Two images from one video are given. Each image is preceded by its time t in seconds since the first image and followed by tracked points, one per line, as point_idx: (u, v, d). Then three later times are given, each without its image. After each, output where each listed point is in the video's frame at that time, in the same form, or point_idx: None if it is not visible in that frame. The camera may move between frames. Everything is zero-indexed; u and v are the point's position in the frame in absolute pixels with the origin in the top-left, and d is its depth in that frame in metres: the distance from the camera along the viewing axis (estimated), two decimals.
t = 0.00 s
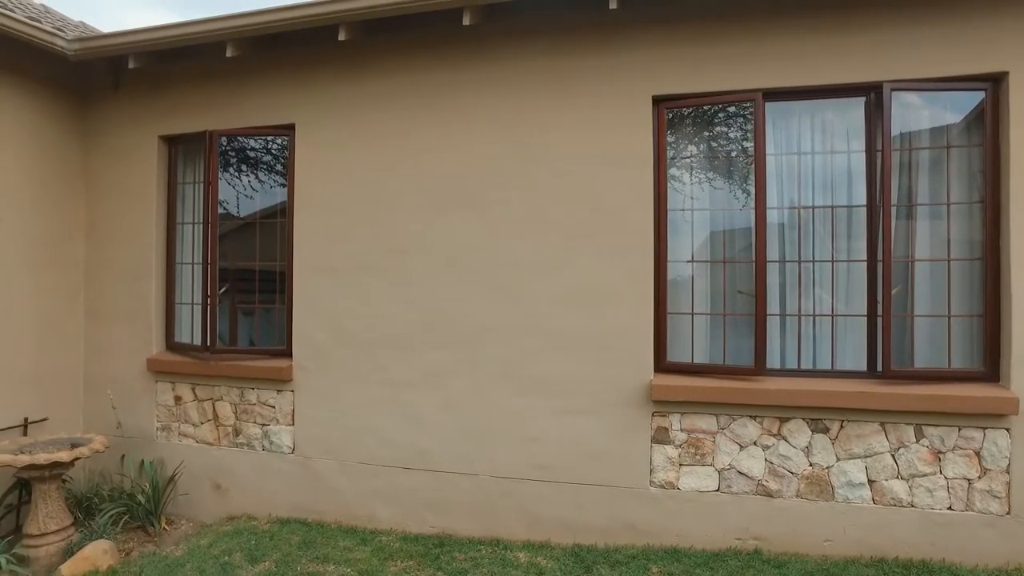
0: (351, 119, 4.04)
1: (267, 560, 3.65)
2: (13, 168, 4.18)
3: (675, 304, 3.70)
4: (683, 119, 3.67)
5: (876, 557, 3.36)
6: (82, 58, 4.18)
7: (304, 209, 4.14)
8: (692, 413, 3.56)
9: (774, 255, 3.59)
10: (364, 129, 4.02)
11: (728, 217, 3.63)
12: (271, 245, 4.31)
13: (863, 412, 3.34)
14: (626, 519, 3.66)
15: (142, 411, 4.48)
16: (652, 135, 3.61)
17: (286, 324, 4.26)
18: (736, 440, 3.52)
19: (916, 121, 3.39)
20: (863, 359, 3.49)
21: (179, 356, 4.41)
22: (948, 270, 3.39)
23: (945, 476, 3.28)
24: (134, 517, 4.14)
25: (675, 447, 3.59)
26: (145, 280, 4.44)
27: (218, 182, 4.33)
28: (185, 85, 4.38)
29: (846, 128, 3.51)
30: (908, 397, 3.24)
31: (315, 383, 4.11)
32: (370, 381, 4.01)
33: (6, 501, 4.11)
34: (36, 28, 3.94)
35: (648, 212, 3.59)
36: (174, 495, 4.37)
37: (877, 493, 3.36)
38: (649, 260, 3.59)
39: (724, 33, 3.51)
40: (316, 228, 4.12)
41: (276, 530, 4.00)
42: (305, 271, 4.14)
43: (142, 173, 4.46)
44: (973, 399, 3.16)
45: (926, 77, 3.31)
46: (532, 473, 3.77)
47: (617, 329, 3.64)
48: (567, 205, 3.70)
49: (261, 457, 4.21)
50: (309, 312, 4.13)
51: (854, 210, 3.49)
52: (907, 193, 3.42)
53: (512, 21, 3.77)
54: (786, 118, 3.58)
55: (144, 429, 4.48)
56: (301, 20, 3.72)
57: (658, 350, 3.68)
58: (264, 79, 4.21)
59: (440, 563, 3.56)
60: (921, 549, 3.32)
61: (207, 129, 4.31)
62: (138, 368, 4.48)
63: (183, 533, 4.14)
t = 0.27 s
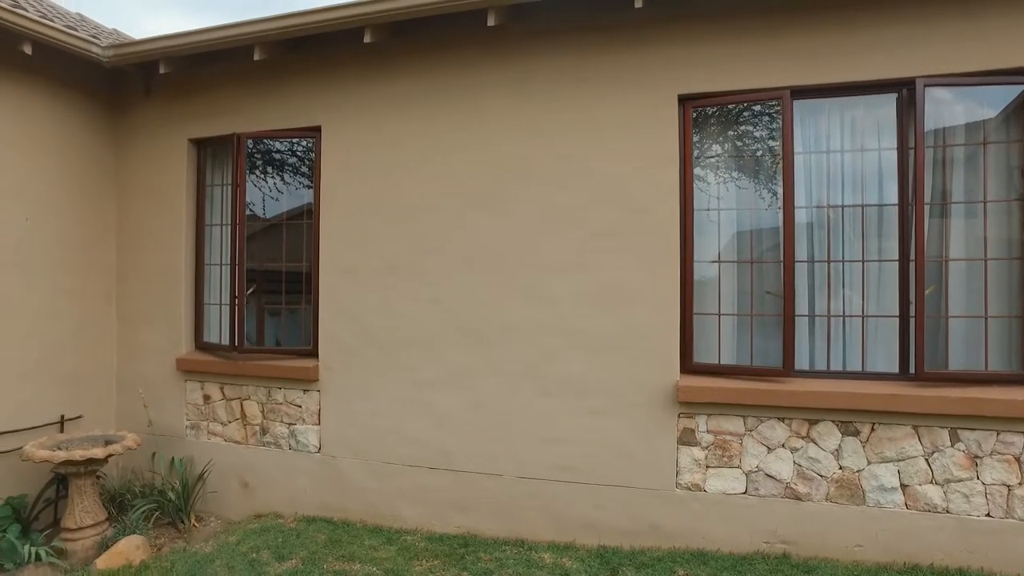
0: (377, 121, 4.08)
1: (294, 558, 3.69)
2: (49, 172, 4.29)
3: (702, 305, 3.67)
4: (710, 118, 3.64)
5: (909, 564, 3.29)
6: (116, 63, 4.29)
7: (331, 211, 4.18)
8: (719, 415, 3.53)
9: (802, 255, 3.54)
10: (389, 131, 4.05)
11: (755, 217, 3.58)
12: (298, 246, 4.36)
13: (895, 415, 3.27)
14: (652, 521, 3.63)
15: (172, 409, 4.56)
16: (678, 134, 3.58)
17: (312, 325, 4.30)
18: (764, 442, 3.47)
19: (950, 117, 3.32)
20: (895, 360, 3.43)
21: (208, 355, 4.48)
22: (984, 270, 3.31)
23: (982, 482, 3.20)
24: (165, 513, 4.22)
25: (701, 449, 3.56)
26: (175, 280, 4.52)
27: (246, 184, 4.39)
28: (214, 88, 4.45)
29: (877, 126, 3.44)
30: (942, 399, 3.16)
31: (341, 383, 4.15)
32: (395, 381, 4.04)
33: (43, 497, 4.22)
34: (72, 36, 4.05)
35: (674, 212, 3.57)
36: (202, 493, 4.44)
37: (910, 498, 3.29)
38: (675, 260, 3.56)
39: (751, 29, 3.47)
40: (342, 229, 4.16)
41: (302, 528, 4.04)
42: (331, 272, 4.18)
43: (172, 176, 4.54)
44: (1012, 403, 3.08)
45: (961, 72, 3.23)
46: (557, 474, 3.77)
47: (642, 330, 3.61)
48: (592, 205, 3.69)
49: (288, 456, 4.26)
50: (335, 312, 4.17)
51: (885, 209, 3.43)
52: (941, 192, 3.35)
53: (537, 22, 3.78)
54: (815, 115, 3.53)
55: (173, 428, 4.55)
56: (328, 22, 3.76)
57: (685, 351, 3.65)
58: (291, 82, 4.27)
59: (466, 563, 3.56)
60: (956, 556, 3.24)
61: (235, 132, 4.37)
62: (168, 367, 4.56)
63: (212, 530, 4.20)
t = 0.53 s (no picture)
0: (405, 122, 4.10)
1: (323, 556, 3.72)
2: (86, 176, 4.40)
3: (732, 306, 3.62)
4: (739, 116, 3.59)
5: (948, 572, 3.20)
6: (151, 69, 4.38)
7: (359, 212, 4.22)
8: (749, 417, 3.48)
9: (835, 255, 3.47)
10: (417, 132, 4.08)
11: (786, 216, 3.53)
12: (326, 247, 4.40)
13: (933, 418, 3.18)
14: (681, 524, 3.59)
15: (204, 408, 4.64)
16: (708, 133, 3.54)
17: (340, 325, 4.34)
18: (795, 445, 3.41)
19: (991, 112, 3.21)
20: (932, 363, 3.34)
21: (238, 355, 4.55)
22: None
23: None
24: (197, 509, 4.30)
25: (731, 451, 3.51)
26: (206, 281, 4.60)
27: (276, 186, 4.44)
28: (244, 92, 4.52)
29: (913, 122, 3.36)
30: (983, 403, 3.06)
31: (369, 383, 4.18)
32: (423, 382, 4.06)
33: (81, 492, 4.32)
34: (109, 43, 4.15)
35: (704, 212, 3.53)
36: (233, 491, 4.51)
37: (948, 504, 3.20)
38: (704, 260, 3.52)
39: (783, 26, 3.41)
40: (370, 230, 4.19)
41: (331, 527, 4.08)
42: (360, 273, 4.22)
43: (203, 178, 4.62)
44: None
45: (1002, 66, 3.12)
46: (585, 475, 3.75)
47: (671, 331, 3.58)
48: (621, 205, 3.67)
49: (317, 455, 4.30)
50: (363, 312, 4.20)
51: (922, 207, 3.34)
52: (980, 189, 3.25)
53: (565, 21, 3.77)
54: (848, 112, 3.46)
55: (205, 426, 4.63)
56: (357, 25, 3.79)
57: (714, 352, 3.60)
58: (320, 85, 4.31)
59: (493, 563, 3.56)
60: (998, 566, 3.14)
61: (265, 135, 4.43)
62: (200, 367, 4.64)
63: (243, 527, 4.26)
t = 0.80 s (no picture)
0: (433, 124, 4.13)
1: (353, 554, 3.76)
2: (123, 179, 4.50)
3: (764, 306, 3.57)
4: (771, 114, 3.54)
5: None
6: (186, 74, 4.47)
7: (388, 213, 4.26)
8: (781, 419, 3.42)
9: (870, 255, 3.39)
10: (445, 133, 4.10)
11: (820, 215, 3.46)
12: (355, 248, 4.44)
13: (974, 423, 3.07)
14: (712, 527, 3.54)
15: (236, 407, 4.71)
16: (739, 131, 3.50)
17: (370, 326, 4.38)
18: (829, 449, 3.34)
19: None
20: (973, 365, 3.23)
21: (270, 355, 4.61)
22: None
23: None
24: (229, 506, 4.37)
25: (764, 454, 3.45)
26: (238, 282, 4.67)
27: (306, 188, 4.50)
28: (275, 95, 4.59)
29: (953, 117, 3.25)
30: None
31: (398, 382, 4.21)
32: (452, 382, 4.08)
33: (119, 488, 4.44)
34: (146, 50, 4.24)
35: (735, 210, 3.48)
36: (264, 488, 4.57)
37: (992, 512, 3.08)
38: (735, 260, 3.48)
39: (818, 21, 3.35)
40: (399, 231, 4.22)
41: (361, 525, 4.11)
42: (389, 273, 4.25)
43: (235, 181, 4.69)
44: None
45: None
46: (614, 477, 3.73)
47: (702, 331, 3.54)
48: (650, 205, 3.64)
49: (346, 454, 4.34)
50: (392, 313, 4.24)
51: (962, 205, 3.23)
52: None
53: (594, 21, 3.76)
54: (884, 108, 3.37)
55: (237, 424, 4.70)
56: (386, 28, 3.82)
57: (746, 353, 3.56)
58: (349, 88, 4.36)
59: (522, 564, 3.56)
60: None
61: (295, 138, 4.49)
62: (232, 366, 4.71)
63: (274, 524, 4.32)
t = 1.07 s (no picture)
0: (460, 125, 4.15)
1: (381, 553, 3.79)
2: (157, 182, 4.60)
3: (795, 307, 3.51)
4: (802, 112, 3.48)
5: None
6: (218, 78, 4.55)
7: (415, 214, 4.29)
8: (813, 422, 3.36)
9: (905, 255, 3.31)
10: (472, 134, 4.11)
11: (853, 214, 3.39)
12: (384, 249, 4.48)
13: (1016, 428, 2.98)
14: (743, 531, 3.49)
15: (266, 406, 4.78)
16: (769, 130, 3.45)
17: (398, 326, 4.41)
18: (863, 452, 3.27)
19: None
20: (1014, 368, 3.13)
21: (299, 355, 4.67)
22: None
23: None
24: (259, 504, 4.44)
25: (794, 457, 3.40)
26: (267, 283, 4.74)
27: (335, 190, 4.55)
28: (304, 98, 4.64)
29: (993, 113, 3.16)
30: None
31: (426, 383, 4.23)
32: (480, 382, 4.09)
33: (154, 484, 4.53)
34: (180, 56, 4.33)
35: (766, 210, 3.43)
36: (294, 487, 4.63)
37: None
38: (765, 260, 3.43)
39: (851, 17, 3.29)
40: (427, 232, 4.25)
41: (388, 525, 4.14)
42: (417, 274, 4.28)
43: (265, 183, 4.76)
44: None
45: None
46: (643, 479, 3.71)
47: (731, 332, 3.49)
48: (679, 205, 3.60)
49: (374, 453, 4.37)
50: (420, 313, 4.26)
51: (1003, 203, 3.14)
52: None
53: (621, 20, 3.75)
54: (920, 105, 3.30)
55: (267, 423, 4.77)
56: (414, 30, 3.85)
57: (777, 355, 3.50)
58: (377, 90, 4.40)
59: (549, 565, 3.55)
60: None
61: (324, 140, 4.54)
62: (262, 366, 4.78)
63: (303, 523, 4.37)
